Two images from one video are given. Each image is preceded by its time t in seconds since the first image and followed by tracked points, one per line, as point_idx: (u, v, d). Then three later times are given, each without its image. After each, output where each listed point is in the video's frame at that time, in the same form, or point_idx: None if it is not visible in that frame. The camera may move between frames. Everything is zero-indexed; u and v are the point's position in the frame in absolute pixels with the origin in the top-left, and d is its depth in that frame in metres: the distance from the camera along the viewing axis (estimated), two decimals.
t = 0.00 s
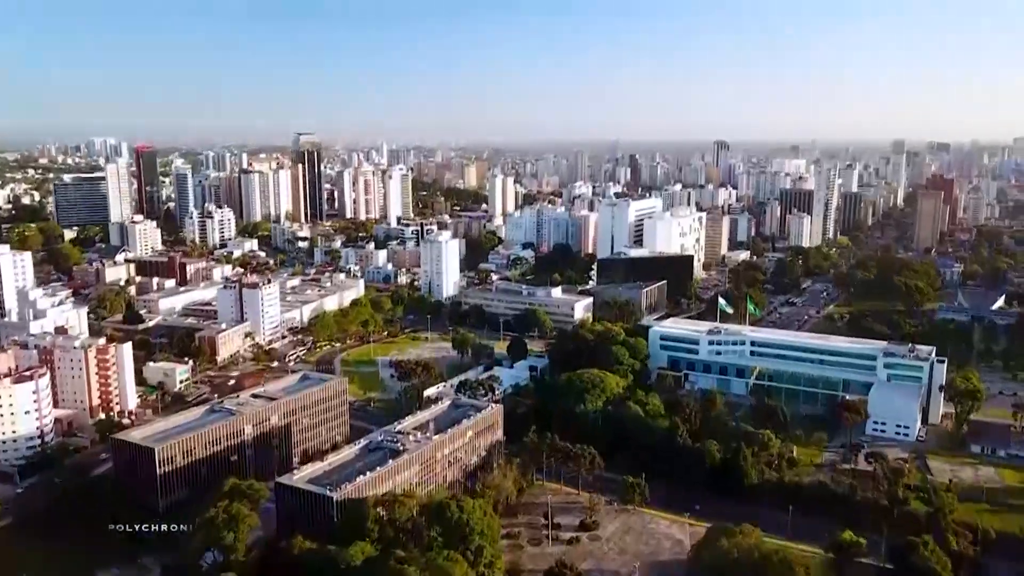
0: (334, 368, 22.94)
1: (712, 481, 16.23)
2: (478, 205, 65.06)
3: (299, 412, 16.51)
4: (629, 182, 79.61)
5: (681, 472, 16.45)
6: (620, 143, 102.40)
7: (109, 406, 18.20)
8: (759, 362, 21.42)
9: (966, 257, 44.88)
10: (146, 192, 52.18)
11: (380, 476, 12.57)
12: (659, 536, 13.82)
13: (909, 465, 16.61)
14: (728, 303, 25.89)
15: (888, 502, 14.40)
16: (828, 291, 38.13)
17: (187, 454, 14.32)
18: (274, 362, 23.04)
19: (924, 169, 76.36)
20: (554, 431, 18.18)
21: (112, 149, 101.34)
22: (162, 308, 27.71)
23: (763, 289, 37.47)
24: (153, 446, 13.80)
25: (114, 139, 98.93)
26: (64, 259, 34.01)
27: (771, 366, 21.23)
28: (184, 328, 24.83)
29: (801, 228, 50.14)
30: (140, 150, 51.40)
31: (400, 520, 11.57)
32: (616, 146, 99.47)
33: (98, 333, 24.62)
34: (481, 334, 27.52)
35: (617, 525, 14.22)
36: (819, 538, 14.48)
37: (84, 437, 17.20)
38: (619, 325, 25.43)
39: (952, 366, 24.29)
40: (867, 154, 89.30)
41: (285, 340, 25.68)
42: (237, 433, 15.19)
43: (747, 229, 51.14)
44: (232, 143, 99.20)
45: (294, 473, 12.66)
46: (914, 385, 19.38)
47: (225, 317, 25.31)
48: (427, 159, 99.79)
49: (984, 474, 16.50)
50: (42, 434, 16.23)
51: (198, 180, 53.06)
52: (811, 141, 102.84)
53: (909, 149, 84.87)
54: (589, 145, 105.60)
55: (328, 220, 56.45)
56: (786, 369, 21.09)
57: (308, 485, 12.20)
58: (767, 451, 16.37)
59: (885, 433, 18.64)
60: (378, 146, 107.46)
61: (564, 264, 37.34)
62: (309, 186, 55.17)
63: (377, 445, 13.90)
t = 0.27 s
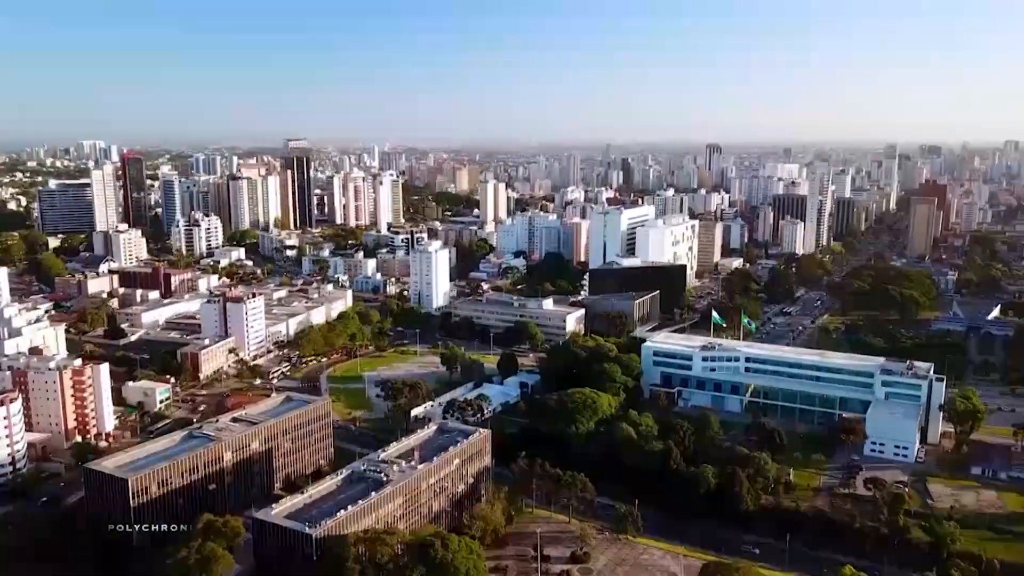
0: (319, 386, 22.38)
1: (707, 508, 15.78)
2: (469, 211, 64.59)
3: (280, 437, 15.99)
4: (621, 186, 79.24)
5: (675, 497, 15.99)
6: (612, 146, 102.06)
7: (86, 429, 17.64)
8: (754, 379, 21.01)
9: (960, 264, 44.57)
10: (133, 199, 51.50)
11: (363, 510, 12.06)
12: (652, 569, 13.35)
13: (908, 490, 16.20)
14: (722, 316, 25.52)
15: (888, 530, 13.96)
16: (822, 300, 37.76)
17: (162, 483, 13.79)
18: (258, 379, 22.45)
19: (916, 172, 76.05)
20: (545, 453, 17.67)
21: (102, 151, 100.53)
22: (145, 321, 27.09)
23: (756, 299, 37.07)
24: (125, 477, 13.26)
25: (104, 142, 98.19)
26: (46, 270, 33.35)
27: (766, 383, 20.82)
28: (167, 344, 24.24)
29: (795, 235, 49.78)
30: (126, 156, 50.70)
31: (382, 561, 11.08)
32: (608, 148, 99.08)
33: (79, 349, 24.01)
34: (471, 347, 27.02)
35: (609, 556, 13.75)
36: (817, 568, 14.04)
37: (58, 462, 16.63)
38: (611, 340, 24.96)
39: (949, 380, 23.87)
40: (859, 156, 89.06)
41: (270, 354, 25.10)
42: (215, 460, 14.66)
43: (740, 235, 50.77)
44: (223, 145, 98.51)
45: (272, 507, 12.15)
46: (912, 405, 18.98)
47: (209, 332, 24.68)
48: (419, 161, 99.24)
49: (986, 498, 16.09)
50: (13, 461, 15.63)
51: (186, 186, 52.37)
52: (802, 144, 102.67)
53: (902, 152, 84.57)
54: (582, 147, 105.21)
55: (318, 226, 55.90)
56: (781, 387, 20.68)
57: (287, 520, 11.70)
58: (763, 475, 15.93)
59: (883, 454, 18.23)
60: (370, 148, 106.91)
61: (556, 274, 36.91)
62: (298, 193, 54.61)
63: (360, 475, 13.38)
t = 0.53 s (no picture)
0: (310, 403, 21.83)
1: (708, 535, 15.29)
2: (465, 216, 64.05)
3: (266, 462, 15.48)
4: (618, 189, 78.82)
5: (673, 524, 15.49)
6: (609, 149, 101.54)
7: (67, 452, 17.14)
8: (753, 397, 20.55)
9: (960, 272, 44.09)
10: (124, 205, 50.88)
11: (349, 546, 11.55)
12: None
13: (914, 516, 15.72)
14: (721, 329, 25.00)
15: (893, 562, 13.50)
16: (822, 309, 37.27)
17: (141, 514, 13.26)
18: (247, 395, 21.91)
19: (914, 176, 75.53)
20: (540, 476, 17.16)
21: (98, 153, 100.10)
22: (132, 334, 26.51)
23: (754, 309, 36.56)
24: (101, 509, 12.75)
25: (99, 145, 97.62)
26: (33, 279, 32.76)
27: (766, 401, 20.37)
28: (154, 360, 23.69)
29: (793, 241, 49.31)
30: (118, 162, 50.09)
31: None
32: (605, 151, 98.59)
33: (63, 364, 23.47)
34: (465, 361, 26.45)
35: None
36: None
37: (37, 488, 16.11)
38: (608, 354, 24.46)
39: (953, 396, 23.35)
40: (856, 158, 88.53)
41: (260, 369, 24.57)
42: (197, 488, 14.15)
43: (738, 242, 50.26)
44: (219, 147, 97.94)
45: (253, 543, 11.64)
46: (916, 425, 18.53)
47: (196, 348, 24.08)
48: (415, 163, 98.70)
49: (994, 524, 15.62)
50: None
51: (180, 192, 51.81)
52: (799, 146, 102.29)
53: (900, 155, 84.05)
54: (579, 149, 104.65)
55: (312, 232, 55.36)
56: (782, 405, 20.22)
57: (269, 558, 11.20)
58: (765, 500, 15.44)
59: (887, 476, 17.76)
60: (365, 150, 106.31)
61: (552, 283, 36.45)
62: (292, 199, 54.12)
63: (347, 507, 12.87)
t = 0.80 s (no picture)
0: (302, 421, 21.30)
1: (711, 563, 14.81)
2: (464, 221, 63.51)
3: (253, 487, 14.97)
4: (618, 193, 78.29)
5: (675, 552, 15.00)
6: (608, 152, 100.98)
7: (50, 475, 16.65)
8: (757, 415, 20.06)
9: (964, 279, 43.52)
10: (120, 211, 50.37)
11: None
12: None
13: (925, 543, 15.20)
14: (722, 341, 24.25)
15: None
16: (825, 318, 36.75)
17: (121, 546, 12.72)
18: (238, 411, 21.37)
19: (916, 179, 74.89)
20: (538, 499, 16.62)
21: (97, 156, 99.77)
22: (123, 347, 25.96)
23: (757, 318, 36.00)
24: (80, 542, 12.22)
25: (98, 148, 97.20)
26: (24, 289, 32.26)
27: (769, 419, 19.87)
28: (144, 374, 23.17)
29: (795, 248, 48.77)
30: (113, 167, 49.60)
31: None
32: (605, 155, 98.06)
33: (51, 379, 22.94)
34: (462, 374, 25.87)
35: None
36: None
37: (18, 513, 15.61)
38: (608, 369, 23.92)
39: (961, 412, 22.83)
40: (858, 160, 87.90)
41: (253, 384, 24.04)
42: (182, 517, 13.63)
43: (739, 248, 49.70)
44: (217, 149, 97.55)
45: None
46: (924, 446, 18.05)
47: (187, 362, 23.51)
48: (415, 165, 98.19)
49: (1006, 550, 15.11)
50: None
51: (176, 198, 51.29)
52: (800, 148, 101.69)
53: (902, 158, 83.39)
54: (579, 152, 104.16)
55: (310, 238, 54.83)
56: (786, 423, 19.73)
57: None
58: (769, 526, 14.94)
59: (895, 499, 17.25)
60: (365, 153, 105.84)
61: (551, 292, 35.94)
62: (289, 205, 53.61)
63: (336, 539, 12.35)
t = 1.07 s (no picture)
0: (298, 435, 20.83)
1: None
2: (466, 226, 63.04)
3: (245, 509, 14.52)
4: (622, 195, 77.81)
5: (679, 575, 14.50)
6: (612, 155, 100.45)
7: (38, 493, 16.23)
8: (764, 430, 19.56)
9: (972, 286, 42.89)
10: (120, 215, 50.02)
11: None
12: None
13: (938, 567, 14.70)
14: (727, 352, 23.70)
15: None
16: (832, 326, 36.22)
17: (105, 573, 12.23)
18: (233, 424, 20.92)
19: (924, 182, 74.11)
20: (540, 518, 16.13)
21: (101, 159, 99.75)
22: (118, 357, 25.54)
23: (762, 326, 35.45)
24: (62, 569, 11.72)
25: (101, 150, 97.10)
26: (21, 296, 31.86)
27: (777, 435, 19.38)
28: (139, 386, 22.74)
29: (800, 253, 48.22)
30: (114, 171, 49.27)
31: None
32: (609, 157, 97.52)
33: (43, 390, 22.52)
34: (462, 386, 25.34)
35: None
36: None
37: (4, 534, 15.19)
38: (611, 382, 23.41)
39: (972, 427, 22.29)
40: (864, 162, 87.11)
41: (249, 396, 23.59)
42: (169, 541, 13.15)
43: (744, 254, 49.14)
44: (221, 151, 97.32)
45: None
46: (937, 463, 17.54)
47: (182, 373, 23.04)
48: (418, 167, 97.78)
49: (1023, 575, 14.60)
50: None
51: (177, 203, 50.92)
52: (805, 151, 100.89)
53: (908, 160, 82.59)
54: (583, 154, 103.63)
55: (311, 243, 54.45)
56: (794, 438, 19.23)
57: None
58: (778, 550, 14.43)
59: (906, 520, 16.73)
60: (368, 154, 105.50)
61: (553, 299, 35.49)
62: (291, 209, 53.22)
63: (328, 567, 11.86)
